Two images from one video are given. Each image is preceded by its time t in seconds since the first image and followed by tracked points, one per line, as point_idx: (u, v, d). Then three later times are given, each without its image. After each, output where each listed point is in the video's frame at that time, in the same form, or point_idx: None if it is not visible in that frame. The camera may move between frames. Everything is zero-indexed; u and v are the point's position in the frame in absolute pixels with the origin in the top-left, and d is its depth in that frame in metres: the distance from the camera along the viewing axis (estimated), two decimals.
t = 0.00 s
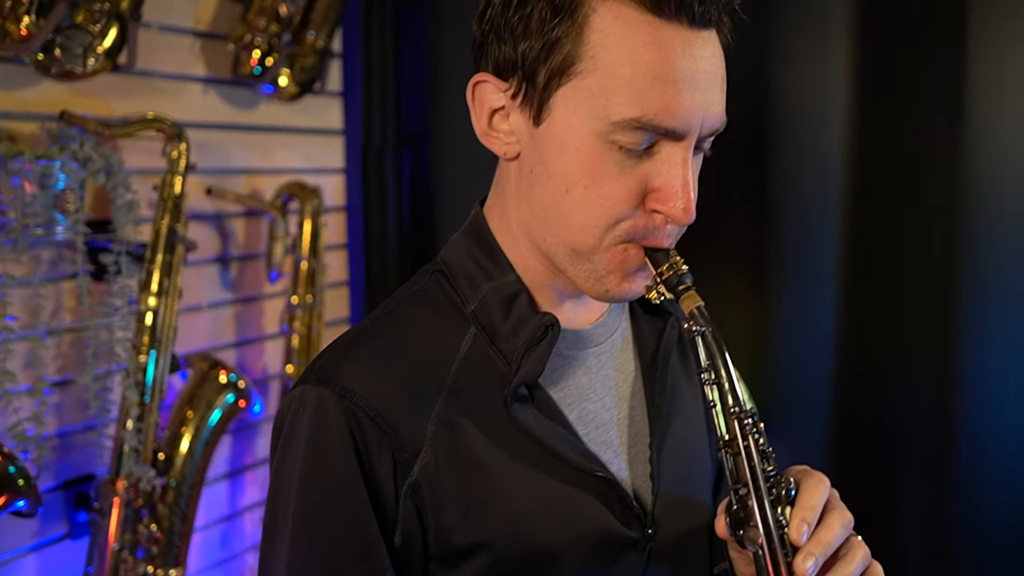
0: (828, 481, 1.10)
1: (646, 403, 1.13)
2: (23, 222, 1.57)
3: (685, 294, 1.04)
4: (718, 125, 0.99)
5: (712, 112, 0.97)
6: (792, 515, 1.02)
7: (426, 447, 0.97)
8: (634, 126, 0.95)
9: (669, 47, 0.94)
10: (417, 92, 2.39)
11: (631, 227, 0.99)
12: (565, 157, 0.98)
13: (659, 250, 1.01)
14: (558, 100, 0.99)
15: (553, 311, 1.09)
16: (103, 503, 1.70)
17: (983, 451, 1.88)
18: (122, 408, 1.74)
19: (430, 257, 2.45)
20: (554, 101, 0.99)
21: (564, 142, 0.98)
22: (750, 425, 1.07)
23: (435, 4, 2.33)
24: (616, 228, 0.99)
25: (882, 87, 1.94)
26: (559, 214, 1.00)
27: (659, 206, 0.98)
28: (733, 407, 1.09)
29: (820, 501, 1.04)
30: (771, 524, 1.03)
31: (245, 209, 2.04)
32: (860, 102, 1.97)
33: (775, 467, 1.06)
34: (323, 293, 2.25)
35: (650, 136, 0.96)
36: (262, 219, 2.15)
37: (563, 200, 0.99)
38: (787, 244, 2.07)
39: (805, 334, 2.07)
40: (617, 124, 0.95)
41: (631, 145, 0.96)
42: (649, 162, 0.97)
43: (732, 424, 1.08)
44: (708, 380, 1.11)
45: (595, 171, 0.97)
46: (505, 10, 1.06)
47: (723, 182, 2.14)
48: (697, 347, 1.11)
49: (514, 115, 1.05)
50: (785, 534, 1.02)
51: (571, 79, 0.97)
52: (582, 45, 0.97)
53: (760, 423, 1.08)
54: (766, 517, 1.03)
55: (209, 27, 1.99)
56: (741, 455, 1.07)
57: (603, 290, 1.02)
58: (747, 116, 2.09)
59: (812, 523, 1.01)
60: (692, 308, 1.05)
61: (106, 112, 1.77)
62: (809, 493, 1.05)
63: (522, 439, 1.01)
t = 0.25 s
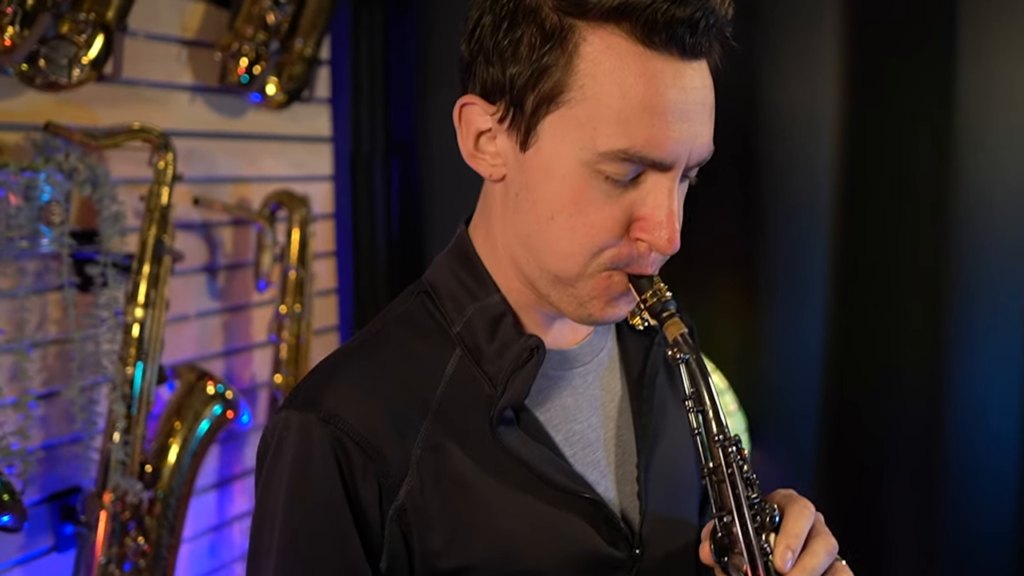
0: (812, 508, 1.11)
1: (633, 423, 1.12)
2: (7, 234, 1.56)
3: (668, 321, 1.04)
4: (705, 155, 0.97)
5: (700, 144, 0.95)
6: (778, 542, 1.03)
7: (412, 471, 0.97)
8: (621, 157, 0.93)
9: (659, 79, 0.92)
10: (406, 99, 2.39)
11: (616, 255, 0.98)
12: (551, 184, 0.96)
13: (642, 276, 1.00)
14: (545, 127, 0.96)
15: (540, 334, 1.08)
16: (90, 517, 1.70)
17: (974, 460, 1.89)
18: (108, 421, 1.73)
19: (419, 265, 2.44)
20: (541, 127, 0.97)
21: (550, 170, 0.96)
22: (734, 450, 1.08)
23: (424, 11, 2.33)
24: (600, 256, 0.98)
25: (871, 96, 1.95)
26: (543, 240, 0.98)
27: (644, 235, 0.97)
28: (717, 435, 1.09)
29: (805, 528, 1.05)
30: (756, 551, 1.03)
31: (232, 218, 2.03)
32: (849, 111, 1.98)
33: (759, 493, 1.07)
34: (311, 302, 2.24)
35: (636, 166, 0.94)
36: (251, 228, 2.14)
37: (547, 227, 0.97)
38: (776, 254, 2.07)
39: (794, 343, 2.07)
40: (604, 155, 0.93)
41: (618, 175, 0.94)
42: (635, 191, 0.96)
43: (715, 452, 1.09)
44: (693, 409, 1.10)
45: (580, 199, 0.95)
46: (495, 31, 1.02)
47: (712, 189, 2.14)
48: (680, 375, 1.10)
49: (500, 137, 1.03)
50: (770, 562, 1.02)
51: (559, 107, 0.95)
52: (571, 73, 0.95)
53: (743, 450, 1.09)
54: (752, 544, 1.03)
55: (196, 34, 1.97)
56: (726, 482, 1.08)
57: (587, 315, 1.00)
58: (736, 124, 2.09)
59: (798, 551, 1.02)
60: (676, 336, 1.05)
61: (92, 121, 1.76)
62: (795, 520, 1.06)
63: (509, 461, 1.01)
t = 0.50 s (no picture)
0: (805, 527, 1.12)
1: (623, 442, 1.12)
2: None
3: (662, 343, 1.04)
4: (699, 177, 0.97)
5: (695, 166, 0.95)
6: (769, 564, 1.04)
7: (403, 494, 0.97)
8: (617, 181, 0.93)
9: (655, 102, 0.92)
10: (396, 105, 2.38)
11: (610, 277, 0.98)
12: (546, 208, 0.96)
13: (636, 298, 1.00)
14: (540, 150, 0.96)
15: (532, 356, 1.07)
16: (79, 529, 1.69)
17: (966, 464, 1.90)
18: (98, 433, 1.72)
19: (409, 271, 2.44)
20: (536, 150, 0.96)
21: (545, 193, 0.96)
22: (727, 473, 1.08)
23: (414, 16, 2.32)
24: (595, 278, 0.97)
25: (861, 104, 1.96)
26: (537, 263, 0.98)
27: (638, 257, 0.96)
28: (710, 458, 1.08)
29: (798, 549, 1.06)
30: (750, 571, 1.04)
31: (222, 226, 2.02)
32: (839, 119, 1.99)
33: (752, 517, 1.07)
34: (301, 309, 2.23)
35: (632, 189, 0.94)
36: (240, 236, 2.13)
37: (542, 249, 0.97)
38: (769, 262, 2.08)
39: (784, 350, 2.07)
40: (600, 178, 0.93)
41: (613, 198, 0.94)
42: (630, 214, 0.95)
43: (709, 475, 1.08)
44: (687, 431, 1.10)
45: (576, 222, 0.95)
46: (489, 53, 1.02)
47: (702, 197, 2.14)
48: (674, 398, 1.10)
49: (494, 159, 1.02)
50: None
51: (554, 130, 0.95)
52: (567, 97, 0.94)
53: (737, 473, 1.08)
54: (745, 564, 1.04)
55: (185, 42, 1.96)
56: (719, 505, 1.08)
57: (580, 336, 1.00)
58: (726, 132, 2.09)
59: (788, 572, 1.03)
60: (670, 358, 1.05)
61: (81, 131, 1.74)
62: (787, 540, 1.06)
63: (500, 483, 1.00)
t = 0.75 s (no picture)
0: (802, 541, 1.11)
1: (621, 456, 1.12)
2: None
3: (660, 357, 1.04)
4: (697, 191, 0.97)
5: (692, 180, 0.95)
6: None
7: (401, 510, 0.96)
8: (615, 196, 0.92)
9: (652, 117, 0.92)
10: (389, 112, 2.38)
11: (608, 291, 0.97)
12: (544, 222, 0.96)
13: (634, 312, 1.00)
14: (537, 164, 0.96)
15: (529, 370, 1.07)
16: (71, 540, 1.68)
17: (960, 469, 1.91)
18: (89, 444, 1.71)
19: (402, 278, 2.43)
20: (534, 165, 0.96)
21: (543, 208, 0.96)
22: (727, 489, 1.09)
23: (406, 24, 2.32)
24: (593, 293, 0.97)
25: (853, 111, 1.96)
26: (535, 278, 0.97)
27: (636, 271, 0.96)
28: (711, 473, 1.10)
29: (797, 566, 1.06)
30: None
31: (214, 235, 2.01)
32: (832, 126, 1.99)
33: (752, 531, 1.09)
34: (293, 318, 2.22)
35: (629, 204, 0.94)
36: (232, 245, 2.12)
37: (540, 264, 0.97)
38: (763, 269, 2.08)
39: (778, 357, 2.07)
40: (598, 193, 0.93)
41: (611, 213, 0.94)
42: (628, 229, 0.95)
43: (709, 489, 1.10)
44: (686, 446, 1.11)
45: (573, 237, 0.95)
46: (485, 68, 1.01)
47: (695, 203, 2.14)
48: (672, 413, 1.11)
49: (492, 174, 1.02)
50: None
51: (552, 145, 0.94)
52: (564, 111, 0.94)
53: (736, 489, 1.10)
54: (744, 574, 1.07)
55: (176, 50, 1.95)
56: (719, 520, 1.09)
57: (578, 349, 1.00)
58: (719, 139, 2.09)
59: None
60: (668, 372, 1.06)
61: (72, 140, 1.74)
62: (786, 558, 1.06)
63: (498, 498, 0.99)
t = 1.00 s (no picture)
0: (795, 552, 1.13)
1: (618, 470, 1.11)
2: None
3: (655, 370, 1.04)
4: (690, 205, 0.97)
5: (685, 194, 0.95)
6: None
7: (397, 526, 0.96)
8: (608, 211, 0.92)
9: (646, 132, 0.92)
10: (384, 118, 2.37)
11: (601, 305, 0.97)
12: (537, 237, 0.95)
13: (629, 325, 1.00)
14: (531, 179, 0.95)
15: (526, 384, 1.06)
16: (65, 550, 1.69)
17: (956, 475, 1.91)
18: (83, 454, 1.71)
19: (397, 284, 2.43)
20: (527, 180, 0.96)
21: (536, 223, 0.95)
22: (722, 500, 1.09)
23: (401, 30, 2.32)
24: (587, 306, 0.97)
25: (849, 117, 1.97)
26: (529, 292, 0.97)
27: (629, 284, 0.96)
28: (706, 485, 1.09)
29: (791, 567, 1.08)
30: None
31: (209, 242, 2.01)
32: (827, 132, 1.99)
33: (748, 544, 1.08)
34: (289, 325, 2.22)
35: (623, 218, 0.94)
36: (226, 252, 2.12)
37: (533, 278, 0.96)
38: (758, 275, 2.08)
39: (774, 363, 2.07)
40: (591, 208, 0.93)
41: (604, 227, 0.94)
42: (621, 242, 0.95)
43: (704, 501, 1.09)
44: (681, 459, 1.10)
45: (567, 251, 0.94)
46: (479, 83, 1.01)
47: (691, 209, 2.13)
48: (667, 425, 1.11)
49: (486, 188, 1.02)
50: None
51: (546, 160, 0.94)
52: (557, 126, 0.94)
53: (732, 501, 1.09)
54: None
55: (171, 57, 1.95)
56: (714, 533, 1.08)
57: (573, 363, 0.99)
58: (715, 144, 2.09)
59: None
60: (663, 386, 1.04)
61: (66, 149, 1.73)
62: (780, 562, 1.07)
63: (493, 513, 0.99)
